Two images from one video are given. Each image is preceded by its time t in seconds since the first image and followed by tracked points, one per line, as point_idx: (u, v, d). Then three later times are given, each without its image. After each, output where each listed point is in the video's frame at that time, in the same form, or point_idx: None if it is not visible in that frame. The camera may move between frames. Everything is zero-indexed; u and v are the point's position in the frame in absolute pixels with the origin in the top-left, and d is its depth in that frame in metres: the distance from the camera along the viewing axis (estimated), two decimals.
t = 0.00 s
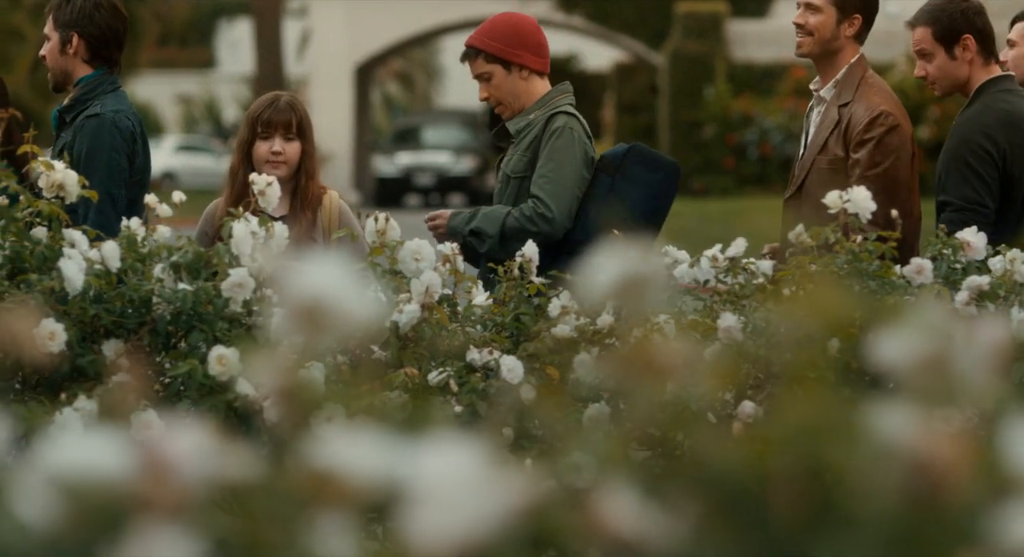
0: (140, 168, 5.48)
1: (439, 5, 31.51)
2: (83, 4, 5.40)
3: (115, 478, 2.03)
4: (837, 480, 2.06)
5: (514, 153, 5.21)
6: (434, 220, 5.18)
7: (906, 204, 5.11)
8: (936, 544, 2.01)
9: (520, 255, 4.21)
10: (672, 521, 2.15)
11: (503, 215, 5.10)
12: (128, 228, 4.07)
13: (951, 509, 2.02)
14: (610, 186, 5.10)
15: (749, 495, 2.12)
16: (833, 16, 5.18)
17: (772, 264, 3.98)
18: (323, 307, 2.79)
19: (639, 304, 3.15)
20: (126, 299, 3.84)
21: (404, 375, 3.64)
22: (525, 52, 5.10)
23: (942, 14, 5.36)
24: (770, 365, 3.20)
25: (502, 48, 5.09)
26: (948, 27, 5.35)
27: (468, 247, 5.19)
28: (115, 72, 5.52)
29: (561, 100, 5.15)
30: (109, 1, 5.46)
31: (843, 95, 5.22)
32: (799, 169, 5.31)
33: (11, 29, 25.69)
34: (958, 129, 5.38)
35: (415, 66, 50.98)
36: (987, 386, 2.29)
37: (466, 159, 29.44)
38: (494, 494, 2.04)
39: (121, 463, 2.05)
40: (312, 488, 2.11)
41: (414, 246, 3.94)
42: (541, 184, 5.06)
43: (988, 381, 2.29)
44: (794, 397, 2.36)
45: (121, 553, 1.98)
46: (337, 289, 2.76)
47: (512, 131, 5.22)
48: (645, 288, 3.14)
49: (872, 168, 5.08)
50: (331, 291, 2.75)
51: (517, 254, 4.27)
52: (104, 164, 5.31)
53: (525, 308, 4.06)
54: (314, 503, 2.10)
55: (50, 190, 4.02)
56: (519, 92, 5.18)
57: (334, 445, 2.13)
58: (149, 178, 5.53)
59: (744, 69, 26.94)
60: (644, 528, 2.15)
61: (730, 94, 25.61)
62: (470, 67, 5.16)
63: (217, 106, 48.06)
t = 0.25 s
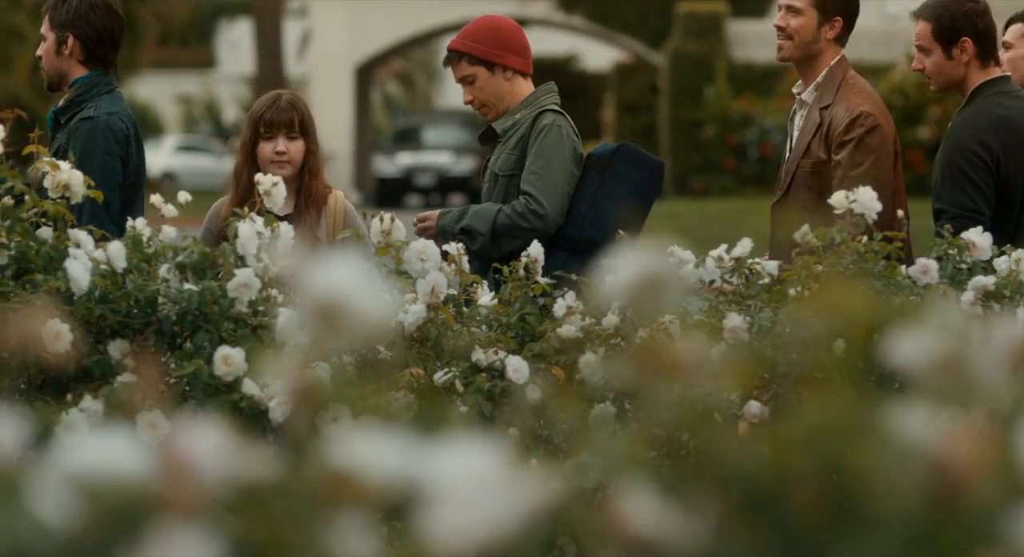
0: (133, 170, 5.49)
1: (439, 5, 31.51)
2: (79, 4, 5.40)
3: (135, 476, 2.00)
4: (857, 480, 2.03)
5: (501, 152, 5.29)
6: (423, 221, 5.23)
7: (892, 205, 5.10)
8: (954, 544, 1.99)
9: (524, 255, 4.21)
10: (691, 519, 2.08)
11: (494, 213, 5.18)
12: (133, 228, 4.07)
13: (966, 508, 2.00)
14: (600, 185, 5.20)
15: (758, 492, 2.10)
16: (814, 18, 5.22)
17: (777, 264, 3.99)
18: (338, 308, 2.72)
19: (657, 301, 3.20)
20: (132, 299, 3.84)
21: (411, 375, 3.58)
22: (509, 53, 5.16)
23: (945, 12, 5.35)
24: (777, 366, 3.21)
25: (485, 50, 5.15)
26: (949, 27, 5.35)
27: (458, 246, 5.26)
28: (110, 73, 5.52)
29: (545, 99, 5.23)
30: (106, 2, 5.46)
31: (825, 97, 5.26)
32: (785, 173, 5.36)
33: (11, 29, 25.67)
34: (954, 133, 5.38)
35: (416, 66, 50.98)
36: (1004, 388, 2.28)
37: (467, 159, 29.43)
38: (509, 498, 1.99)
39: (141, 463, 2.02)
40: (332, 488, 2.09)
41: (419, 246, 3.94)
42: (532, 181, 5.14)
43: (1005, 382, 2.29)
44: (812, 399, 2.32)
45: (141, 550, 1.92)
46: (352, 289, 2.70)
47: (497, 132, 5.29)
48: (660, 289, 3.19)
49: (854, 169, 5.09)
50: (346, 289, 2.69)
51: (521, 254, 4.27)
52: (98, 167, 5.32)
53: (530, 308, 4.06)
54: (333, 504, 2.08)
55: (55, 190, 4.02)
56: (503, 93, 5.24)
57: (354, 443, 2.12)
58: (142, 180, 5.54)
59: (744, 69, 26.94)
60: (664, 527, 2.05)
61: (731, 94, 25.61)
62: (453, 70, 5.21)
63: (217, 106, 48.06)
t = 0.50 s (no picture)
0: (124, 172, 5.51)
1: (440, 6, 31.53)
2: (71, 4, 5.40)
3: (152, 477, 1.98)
4: (875, 480, 2.03)
5: (495, 153, 5.29)
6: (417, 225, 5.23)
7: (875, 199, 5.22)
8: (970, 546, 1.97)
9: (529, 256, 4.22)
10: (710, 519, 2.09)
11: (487, 214, 5.18)
12: (137, 228, 4.07)
13: (982, 508, 1.97)
14: (594, 184, 5.22)
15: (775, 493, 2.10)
16: (796, 18, 5.33)
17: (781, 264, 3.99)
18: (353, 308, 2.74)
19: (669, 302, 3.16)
20: (136, 299, 3.83)
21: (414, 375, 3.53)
22: (500, 54, 5.16)
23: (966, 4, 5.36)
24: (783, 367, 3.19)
25: (477, 52, 5.15)
26: (965, 24, 5.36)
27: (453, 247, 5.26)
28: (102, 73, 5.53)
29: (538, 99, 5.22)
30: (97, 3, 5.45)
31: (808, 94, 5.37)
32: (769, 170, 5.44)
33: (11, 28, 25.64)
34: (956, 136, 5.36)
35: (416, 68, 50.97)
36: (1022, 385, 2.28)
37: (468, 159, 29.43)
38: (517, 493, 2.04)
39: (154, 461, 2.02)
40: (344, 488, 2.10)
41: (423, 247, 3.92)
42: (526, 181, 5.14)
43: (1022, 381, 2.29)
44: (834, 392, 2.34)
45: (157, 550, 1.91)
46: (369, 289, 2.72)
47: (491, 133, 5.29)
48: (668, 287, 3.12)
49: (838, 163, 5.20)
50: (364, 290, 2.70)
51: (526, 254, 4.28)
52: (87, 168, 5.35)
53: (534, 308, 4.07)
54: (346, 503, 2.08)
55: (60, 189, 4.02)
56: (496, 95, 5.24)
57: (369, 444, 2.14)
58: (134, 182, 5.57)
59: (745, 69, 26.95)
60: (679, 528, 2.06)
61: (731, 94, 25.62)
62: (444, 73, 5.21)
63: (217, 107, 48.06)
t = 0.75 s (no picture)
0: (111, 174, 5.54)
1: (440, 6, 31.51)
2: (58, 5, 5.41)
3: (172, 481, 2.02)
4: (897, 481, 2.05)
5: (493, 153, 5.29)
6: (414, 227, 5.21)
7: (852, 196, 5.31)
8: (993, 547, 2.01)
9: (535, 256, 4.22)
10: (735, 518, 2.13)
11: (484, 214, 5.19)
12: (143, 228, 4.07)
13: (1006, 508, 2.02)
14: (592, 186, 5.22)
15: (796, 490, 2.13)
16: (787, 11, 5.40)
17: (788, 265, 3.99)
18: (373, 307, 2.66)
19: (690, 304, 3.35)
20: (143, 299, 3.83)
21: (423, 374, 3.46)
22: (501, 53, 5.16)
23: (993, 5, 5.34)
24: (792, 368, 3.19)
25: (479, 50, 5.15)
26: (985, 30, 5.35)
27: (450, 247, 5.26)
28: (91, 74, 5.54)
29: (539, 99, 5.22)
30: (85, 3, 5.46)
31: (795, 85, 5.44)
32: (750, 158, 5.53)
33: (11, 28, 25.61)
34: (968, 132, 5.32)
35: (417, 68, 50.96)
36: None
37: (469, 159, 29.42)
38: (540, 495, 2.04)
39: (173, 463, 2.05)
40: (368, 488, 2.05)
41: (428, 248, 3.93)
42: (521, 183, 5.14)
43: None
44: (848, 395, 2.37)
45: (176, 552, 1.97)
46: (392, 289, 2.65)
47: (490, 132, 5.29)
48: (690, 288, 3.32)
49: (823, 152, 5.28)
50: (386, 289, 2.63)
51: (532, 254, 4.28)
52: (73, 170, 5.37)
53: (541, 308, 4.07)
54: (363, 505, 2.04)
55: (66, 189, 4.02)
56: (497, 94, 5.25)
57: (388, 442, 2.10)
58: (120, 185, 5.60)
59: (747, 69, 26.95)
60: (700, 528, 2.10)
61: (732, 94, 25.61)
62: (446, 71, 5.21)
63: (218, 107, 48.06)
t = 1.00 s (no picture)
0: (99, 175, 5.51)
1: (441, 5, 31.50)
2: (41, 5, 5.43)
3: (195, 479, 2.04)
4: (922, 479, 2.10)
5: (496, 153, 5.29)
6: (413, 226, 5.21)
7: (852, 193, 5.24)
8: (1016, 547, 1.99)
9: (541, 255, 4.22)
10: (759, 516, 2.16)
11: (485, 215, 5.18)
12: (151, 228, 4.07)
13: None
14: (593, 188, 5.20)
15: (829, 490, 2.14)
16: (778, 12, 5.27)
17: (794, 265, 3.99)
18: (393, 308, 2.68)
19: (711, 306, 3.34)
20: (150, 299, 3.83)
21: (430, 375, 3.32)
22: (505, 53, 5.16)
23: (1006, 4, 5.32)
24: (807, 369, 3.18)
25: (482, 50, 5.15)
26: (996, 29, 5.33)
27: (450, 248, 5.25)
28: (80, 74, 5.54)
29: (542, 100, 5.23)
30: (69, 2, 5.46)
31: (788, 84, 5.33)
32: (742, 155, 5.39)
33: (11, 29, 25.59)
34: (971, 129, 5.31)
35: (418, 67, 50.96)
36: None
37: (469, 159, 29.42)
38: (558, 495, 2.09)
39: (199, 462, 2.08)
40: (391, 488, 2.11)
41: (437, 247, 3.92)
42: (524, 184, 5.15)
43: None
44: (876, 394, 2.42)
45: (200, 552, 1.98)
46: (407, 287, 2.66)
47: (493, 132, 5.29)
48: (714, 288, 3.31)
49: (825, 150, 5.19)
50: (401, 288, 2.64)
51: (538, 253, 4.27)
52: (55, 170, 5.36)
53: (548, 307, 4.07)
54: (394, 504, 2.10)
55: (73, 189, 4.02)
56: (501, 95, 5.24)
57: (407, 441, 2.15)
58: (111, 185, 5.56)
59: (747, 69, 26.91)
60: (727, 529, 2.17)
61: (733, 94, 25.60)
62: (450, 70, 5.21)
63: (218, 107, 48.05)
